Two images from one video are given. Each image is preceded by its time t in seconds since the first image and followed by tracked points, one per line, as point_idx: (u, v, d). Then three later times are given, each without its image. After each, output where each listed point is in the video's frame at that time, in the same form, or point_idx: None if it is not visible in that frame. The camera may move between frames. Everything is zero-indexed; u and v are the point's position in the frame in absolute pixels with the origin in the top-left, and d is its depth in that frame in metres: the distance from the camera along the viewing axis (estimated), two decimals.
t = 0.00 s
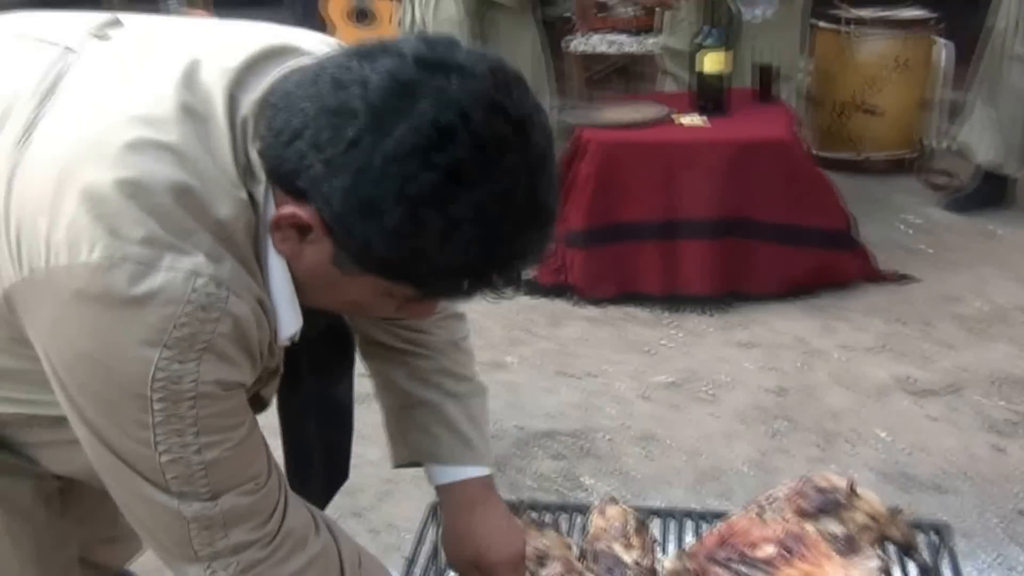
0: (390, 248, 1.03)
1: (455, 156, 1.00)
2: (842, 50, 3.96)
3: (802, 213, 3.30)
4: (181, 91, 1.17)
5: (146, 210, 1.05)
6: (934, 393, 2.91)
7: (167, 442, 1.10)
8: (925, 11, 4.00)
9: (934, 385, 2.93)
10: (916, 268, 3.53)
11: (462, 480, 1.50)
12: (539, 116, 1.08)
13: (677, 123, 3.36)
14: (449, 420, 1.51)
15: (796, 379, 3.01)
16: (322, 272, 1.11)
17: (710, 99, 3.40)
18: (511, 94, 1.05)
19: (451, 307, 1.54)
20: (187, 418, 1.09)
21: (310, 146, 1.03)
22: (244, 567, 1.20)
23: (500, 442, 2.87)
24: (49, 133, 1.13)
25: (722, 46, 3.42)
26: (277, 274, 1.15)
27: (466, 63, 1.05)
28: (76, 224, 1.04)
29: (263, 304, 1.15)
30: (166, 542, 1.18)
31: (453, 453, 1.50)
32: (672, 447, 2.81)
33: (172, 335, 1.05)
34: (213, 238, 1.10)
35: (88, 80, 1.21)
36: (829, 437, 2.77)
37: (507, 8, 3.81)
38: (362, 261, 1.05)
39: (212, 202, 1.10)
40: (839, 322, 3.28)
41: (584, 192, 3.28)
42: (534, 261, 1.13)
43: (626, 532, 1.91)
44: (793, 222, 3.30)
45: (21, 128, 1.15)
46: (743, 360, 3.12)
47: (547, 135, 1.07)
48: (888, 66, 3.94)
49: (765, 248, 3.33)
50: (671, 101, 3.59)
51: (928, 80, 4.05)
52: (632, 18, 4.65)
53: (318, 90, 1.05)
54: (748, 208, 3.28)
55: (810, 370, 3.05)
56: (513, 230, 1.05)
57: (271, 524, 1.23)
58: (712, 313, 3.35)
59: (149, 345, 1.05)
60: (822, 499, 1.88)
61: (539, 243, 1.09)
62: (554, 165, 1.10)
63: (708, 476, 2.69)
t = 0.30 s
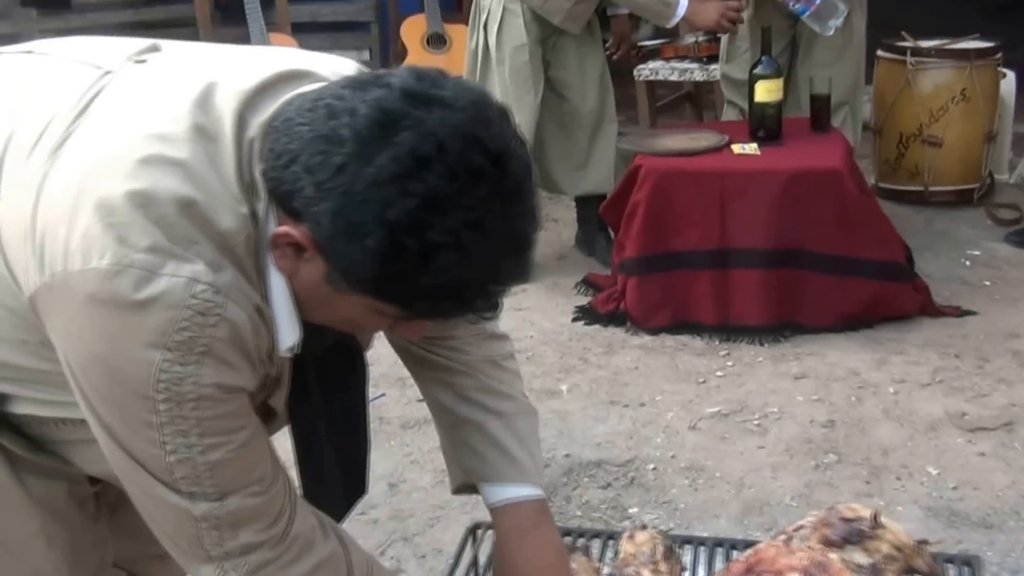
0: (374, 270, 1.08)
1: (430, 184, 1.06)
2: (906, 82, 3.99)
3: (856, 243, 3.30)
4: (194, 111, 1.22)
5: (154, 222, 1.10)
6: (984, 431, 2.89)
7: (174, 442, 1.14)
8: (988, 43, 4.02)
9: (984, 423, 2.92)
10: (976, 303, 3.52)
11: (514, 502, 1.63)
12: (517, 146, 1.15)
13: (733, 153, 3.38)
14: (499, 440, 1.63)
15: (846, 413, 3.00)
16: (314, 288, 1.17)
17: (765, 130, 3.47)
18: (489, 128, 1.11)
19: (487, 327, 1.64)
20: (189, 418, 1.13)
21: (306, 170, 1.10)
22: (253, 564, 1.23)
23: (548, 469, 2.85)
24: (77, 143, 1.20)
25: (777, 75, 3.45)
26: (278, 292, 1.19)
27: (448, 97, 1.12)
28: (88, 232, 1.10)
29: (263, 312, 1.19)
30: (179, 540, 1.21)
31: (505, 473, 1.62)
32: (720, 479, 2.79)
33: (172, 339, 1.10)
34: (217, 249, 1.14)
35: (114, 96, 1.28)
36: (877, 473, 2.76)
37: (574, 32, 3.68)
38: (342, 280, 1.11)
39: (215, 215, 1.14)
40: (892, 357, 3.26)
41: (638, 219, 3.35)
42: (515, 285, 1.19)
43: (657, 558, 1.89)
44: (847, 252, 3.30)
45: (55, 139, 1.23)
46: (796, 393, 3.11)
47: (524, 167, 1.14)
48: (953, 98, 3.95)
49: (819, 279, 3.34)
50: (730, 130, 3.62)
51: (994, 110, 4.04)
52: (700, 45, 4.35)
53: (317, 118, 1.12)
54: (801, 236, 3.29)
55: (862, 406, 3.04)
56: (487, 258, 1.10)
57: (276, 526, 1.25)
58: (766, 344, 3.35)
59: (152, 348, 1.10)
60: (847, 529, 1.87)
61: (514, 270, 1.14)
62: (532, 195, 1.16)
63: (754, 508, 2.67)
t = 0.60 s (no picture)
0: (333, 280, 1.24)
1: (383, 204, 1.22)
2: (913, 121, 4.08)
3: (859, 280, 3.37)
4: (170, 136, 1.42)
5: (129, 235, 1.29)
6: (979, 467, 2.97)
7: (150, 442, 1.33)
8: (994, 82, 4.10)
9: (979, 458, 3.00)
10: (982, 340, 3.57)
11: (478, 493, 1.83)
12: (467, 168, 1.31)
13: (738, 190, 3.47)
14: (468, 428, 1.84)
15: (844, 449, 3.07)
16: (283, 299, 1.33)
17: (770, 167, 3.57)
18: (440, 152, 1.27)
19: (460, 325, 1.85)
20: (163, 418, 1.31)
21: (273, 188, 1.26)
22: (225, 558, 1.42)
23: (551, 504, 2.94)
24: (65, 164, 1.39)
25: (779, 112, 3.56)
26: (250, 305, 1.36)
27: (401, 124, 1.28)
28: (72, 246, 1.28)
29: (234, 322, 1.37)
30: (159, 536, 1.41)
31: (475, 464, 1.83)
32: (717, 513, 2.87)
33: (146, 343, 1.27)
34: (189, 260, 1.32)
35: (106, 122, 1.47)
36: (870, 506, 2.83)
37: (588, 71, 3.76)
38: (310, 289, 1.26)
39: (188, 230, 1.33)
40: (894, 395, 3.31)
41: (645, 258, 3.43)
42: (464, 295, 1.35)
43: None
44: (851, 288, 3.38)
45: (44, 162, 1.41)
46: (797, 429, 3.17)
47: (472, 188, 1.30)
48: (961, 136, 4.02)
49: (824, 316, 3.41)
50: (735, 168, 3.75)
51: (1003, 148, 4.10)
52: (714, 83, 4.42)
53: (282, 142, 1.28)
54: (804, 273, 3.37)
55: (861, 442, 3.10)
56: (436, 269, 1.26)
57: (244, 524, 1.43)
58: (772, 381, 3.41)
59: (127, 351, 1.27)
60: (816, 554, 1.78)
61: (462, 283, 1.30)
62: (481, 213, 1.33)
63: (749, 542, 2.74)
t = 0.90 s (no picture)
0: (312, 284, 1.41)
1: (358, 218, 1.39)
2: (917, 157, 4.06)
3: (853, 315, 3.38)
4: (163, 159, 1.58)
5: (126, 246, 1.45)
6: (966, 500, 2.98)
7: (139, 433, 1.48)
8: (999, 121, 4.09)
9: (967, 492, 3.01)
10: (978, 378, 3.55)
11: (446, 508, 1.85)
12: (436, 187, 1.48)
13: (735, 226, 3.47)
14: (441, 445, 1.87)
15: (833, 481, 3.07)
16: (268, 305, 1.50)
17: (769, 204, 3.56)
18: (411, 173, 1.44)
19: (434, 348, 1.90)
20: (152, 412, 1.47)
21: (259, 203, 1.43)
22: (206, 546, 1.58)
23: (537, 529, 2.95)
24: (65, 184, 1.54)
25: (778, 150, 3.57)
26: (232, 308, 1.54)
27: (374, 146, 1.44)
28: (73, 254, 1.44)
29: (220, 326, 1.53)
30: (145, 528, 1.56)
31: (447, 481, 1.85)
32: (703, 541, 2.87)
33: (139, 342, 1.43)
34: (179, 268, 1.49)
35: (104, 147, 1.62)
36: (855, 537, 2.85)
37: (594, 106, 3.75)
38: (294, 293, 1.43)
39: (179, 241, 1.49)
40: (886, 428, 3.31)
41: (640, 290, 3.44)
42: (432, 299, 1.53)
43: None
44: (845, 322, 3.38)
45: (46, 181, 1.56)
46: (787, 460, 3.17)
47: (440, 205, 1.47)
48: (963, 176, 4.01)
49: (817, 350, 3.40)
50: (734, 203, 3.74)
51: (1007, 187, 4.08)
52: (721, 119, 4.46)
53: (267, 163, 1.45)
54: (797, 308, 3.38)
55: (850, 474, 3.10)
56: (406, 275, 1.43)
57: (223, 517, 1.59)
58: (764, 414, 3.40)
59: (122, 350, 1.43)
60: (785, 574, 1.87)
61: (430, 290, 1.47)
62: (449, 226, 1.49)
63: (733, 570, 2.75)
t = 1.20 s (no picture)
0: (275, 305, 1.46)
1: (320, 245, 1.45)
2: (921, 188, 3.99)
3: (843, 345, 3.39)
4: (138, 180, 1.63)
5: (99, 259, 1.51)
6: (946, 527, 2.99)
7: (106, 431, 1.52)
8: (1004, 153, 4.01)
9: (949, 519, 3.02)
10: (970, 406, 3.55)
11: (396, 490, 1.90)
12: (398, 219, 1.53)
13: (731, 253, 3.50)
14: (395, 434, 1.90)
15: (816, 506, 3.08)
16: (232, 321, 1.54)
17: (764, 232, 3.57)
18: (374, 204, 1.49)
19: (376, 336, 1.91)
20: (117, 411, 1.51)
21: (230, 227, 1.48)
22: (164, 542, 1.61)
23: (519, 546, 2.99)
24: (45, 201, 1.59)
25: (775, 179, 3.57)
26: (199, 319, 1.58)
27: (340, 179, 1.50)
28: (48, 266, 1.49)
29: (185, 337, 1.58)
30: (107, 523, 1.59)
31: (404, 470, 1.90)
32: (681, 562, 2.90)
33: (107, 347, 1.48)
34: (148, 282, 1.54)
35: (81, 165, 1.67)
36: (833, 561, 2.88)
37: (594, 132, 3.78)
38: (257, 311, 1.48)
39: (149, 257, 1.55)
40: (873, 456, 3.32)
41: (631, 314, 3.47)
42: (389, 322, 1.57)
43: None
44: (835, 351, 3.39)
45: (26, 198, 1.61)
46: (772, 485, 3.18)
47: (400, 235, 1.52)
48: (966, 208, 3.93)
49: (807, 377, 3.41)
50: (730, 232, 3.75)
51: (1011, 219, 4.00)
52: (726, 147, 4.45)
53: (239, 190, 1.50)
54: (787, 335, 3.40)
55: (833, 499, 3.11)
56: (366, 301, 1.48)
57: (181, 516, 1.62)
58: (754, 439, 3.42)
59: (91, 353, 1.48)
60: None
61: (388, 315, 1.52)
62: (408, 256, 1.54)
63: None
